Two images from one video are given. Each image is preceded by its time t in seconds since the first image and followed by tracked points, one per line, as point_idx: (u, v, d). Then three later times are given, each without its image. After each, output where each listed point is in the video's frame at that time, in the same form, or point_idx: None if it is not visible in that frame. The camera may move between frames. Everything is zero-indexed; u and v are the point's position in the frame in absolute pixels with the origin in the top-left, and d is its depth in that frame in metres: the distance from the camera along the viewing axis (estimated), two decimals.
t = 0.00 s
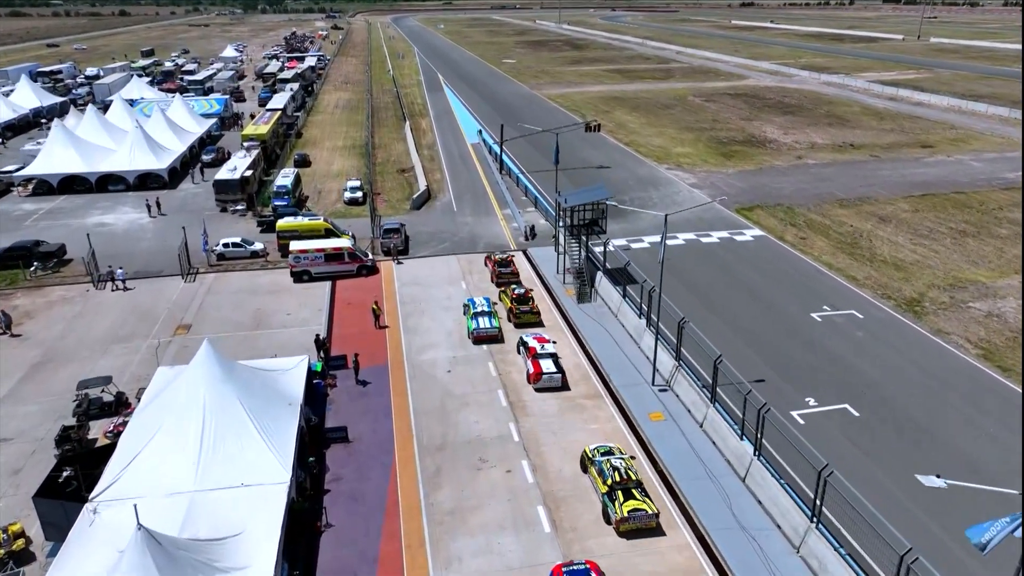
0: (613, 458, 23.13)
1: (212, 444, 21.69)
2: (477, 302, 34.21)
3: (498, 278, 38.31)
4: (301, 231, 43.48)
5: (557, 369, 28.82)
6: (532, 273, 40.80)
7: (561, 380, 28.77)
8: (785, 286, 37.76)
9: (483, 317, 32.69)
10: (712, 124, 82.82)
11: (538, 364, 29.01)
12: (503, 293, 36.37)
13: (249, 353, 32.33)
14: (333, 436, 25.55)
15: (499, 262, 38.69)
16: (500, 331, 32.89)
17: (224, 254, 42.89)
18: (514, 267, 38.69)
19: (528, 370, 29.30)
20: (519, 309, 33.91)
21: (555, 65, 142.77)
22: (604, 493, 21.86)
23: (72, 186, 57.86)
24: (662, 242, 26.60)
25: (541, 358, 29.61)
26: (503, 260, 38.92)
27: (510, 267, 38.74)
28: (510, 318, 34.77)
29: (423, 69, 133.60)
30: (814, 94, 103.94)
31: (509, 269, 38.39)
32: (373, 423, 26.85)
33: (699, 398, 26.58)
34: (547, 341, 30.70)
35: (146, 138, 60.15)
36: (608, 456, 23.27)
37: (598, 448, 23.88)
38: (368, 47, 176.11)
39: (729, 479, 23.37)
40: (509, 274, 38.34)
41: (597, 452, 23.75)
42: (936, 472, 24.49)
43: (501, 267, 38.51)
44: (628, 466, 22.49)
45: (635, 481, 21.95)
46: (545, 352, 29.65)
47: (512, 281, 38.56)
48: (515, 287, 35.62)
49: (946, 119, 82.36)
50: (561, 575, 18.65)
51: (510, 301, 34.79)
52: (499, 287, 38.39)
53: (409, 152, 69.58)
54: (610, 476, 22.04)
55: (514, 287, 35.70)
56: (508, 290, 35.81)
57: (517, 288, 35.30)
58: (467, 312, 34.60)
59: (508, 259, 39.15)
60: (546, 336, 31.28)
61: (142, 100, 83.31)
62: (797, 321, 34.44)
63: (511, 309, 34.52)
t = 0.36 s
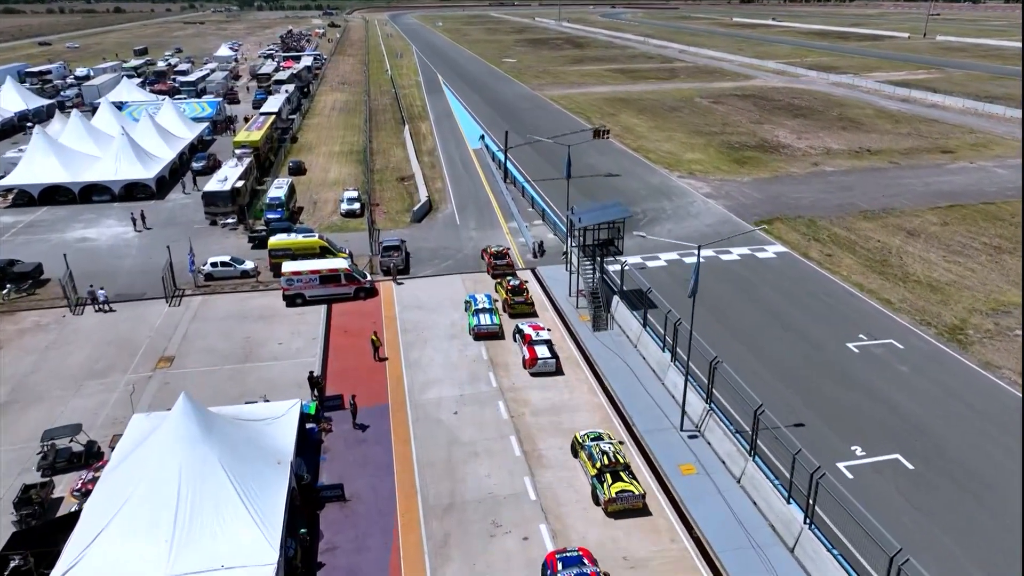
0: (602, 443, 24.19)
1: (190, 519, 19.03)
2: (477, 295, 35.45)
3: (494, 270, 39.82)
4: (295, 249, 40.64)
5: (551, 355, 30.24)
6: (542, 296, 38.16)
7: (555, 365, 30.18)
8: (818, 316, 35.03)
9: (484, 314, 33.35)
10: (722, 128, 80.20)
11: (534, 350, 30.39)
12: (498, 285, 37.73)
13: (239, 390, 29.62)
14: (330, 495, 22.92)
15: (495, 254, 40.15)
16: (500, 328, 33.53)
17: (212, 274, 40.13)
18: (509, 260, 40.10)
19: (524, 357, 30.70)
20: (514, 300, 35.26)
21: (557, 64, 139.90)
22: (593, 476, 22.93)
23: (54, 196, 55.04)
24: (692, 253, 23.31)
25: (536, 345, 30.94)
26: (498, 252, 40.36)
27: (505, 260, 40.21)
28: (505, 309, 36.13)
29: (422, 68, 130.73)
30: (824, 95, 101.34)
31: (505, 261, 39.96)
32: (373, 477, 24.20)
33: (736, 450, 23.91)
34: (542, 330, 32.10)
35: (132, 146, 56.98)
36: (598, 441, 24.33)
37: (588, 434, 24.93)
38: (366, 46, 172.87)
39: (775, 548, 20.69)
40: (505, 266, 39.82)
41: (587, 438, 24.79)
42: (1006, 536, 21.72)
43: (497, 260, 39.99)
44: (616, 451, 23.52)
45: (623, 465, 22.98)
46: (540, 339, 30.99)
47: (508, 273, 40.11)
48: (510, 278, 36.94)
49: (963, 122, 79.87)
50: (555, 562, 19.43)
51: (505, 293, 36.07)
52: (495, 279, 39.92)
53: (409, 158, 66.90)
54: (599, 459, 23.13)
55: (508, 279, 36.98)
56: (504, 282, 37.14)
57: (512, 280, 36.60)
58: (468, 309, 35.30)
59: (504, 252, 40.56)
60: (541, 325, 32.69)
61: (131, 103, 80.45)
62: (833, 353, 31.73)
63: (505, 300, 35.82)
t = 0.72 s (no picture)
0: (591, 429, 25.16)
1: None
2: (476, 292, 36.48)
3: (491, 262, 41.34)
4: (289, 270, 37.91)
5: (546, 344, 31.42)
6: (554, 322, 35.50)
7: (550, 354, 31.38)
8: (853, 346, 32.36)
9: (485, 311, 34.00)
10: (733, 132, 77.42)
11: (530, 340, 31.54)
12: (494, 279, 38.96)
13: (223, 435, 26.93)
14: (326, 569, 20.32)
15: (491, 247, 41.68)
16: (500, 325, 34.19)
17: (200, 297, 37.55)
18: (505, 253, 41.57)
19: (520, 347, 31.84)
20: (508, 291, 36.53)
21: (559, 64, 136.99)
22: (582, 459, 23.96)
23: (36, 208, 52.36)
24: (733, 295, 20.44)
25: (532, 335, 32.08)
26: (494, 245, 41.94)
27: (501, 252, 41.69)
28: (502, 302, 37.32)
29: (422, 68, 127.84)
30: (836, 97, 98.48)
31: (501, 254, 41.32)
32: (372, 543, 21.53)
33: (780, 514, 21.22)
34: (537, 321, 33.24)
35: (119, 154, 54.13)
36: (587, 428, 25.28)
37: (578, 421, 25.88)
38: (364, 45, 169.76)
39: None
40: (501, 258, 41.28)
41: (577, 424, 25.74)
42: None
43: (493, 252, 41.54)
44: (604, 435, 24.51)
45: (610, 449, 24.04)
46: (536, 330, 32.11)
47: (504, 265, 41.57)
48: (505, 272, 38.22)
49: (984, 125, 77.06)
50: (550, 549, 20.07)
51: (500, 285, 37.25)
52: (491, 271, 41.39)
53: (409, 166, 64.17)
54: (588, 443, 24.08)
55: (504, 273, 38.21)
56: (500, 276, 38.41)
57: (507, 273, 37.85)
58: (469, 305, 36.07)
59: (500, 245, 42.11)
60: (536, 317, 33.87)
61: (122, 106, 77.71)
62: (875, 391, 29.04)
63: (501, 293, 36.99)
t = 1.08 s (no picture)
0: (578, 413, 26.42)
1: None
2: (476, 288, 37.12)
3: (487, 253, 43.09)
4: (282, 295, 35.22)
5: (543, 340, 32.19)
6: (568, 354, 32.83)
7: (548, 349, 32.19)
8: (896, 386, 29.66)
9: (483, 308, 34.75)
10: (746, 137, 74.72)
11: (527, 336, 32.33)
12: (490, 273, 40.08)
13: (206, 490, 24.23)
14: None
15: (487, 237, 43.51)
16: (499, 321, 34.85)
17: (186, 324, 34.93)
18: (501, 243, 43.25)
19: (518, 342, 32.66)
20: (504, 286, 37.55)
21: (563, 64, 134.13)
22: (570, 442, 25.18)
23: (18, 221, 49.72)
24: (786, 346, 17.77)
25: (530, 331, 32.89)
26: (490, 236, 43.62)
27: (498, 243, 43.35)
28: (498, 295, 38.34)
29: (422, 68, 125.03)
30: (849, 99, 95.82)
31: (496, 244, 43.07)
32: None
33: None
34: (535, 316, 34.09)
35: (105, 164, 51.34)
36: (574, 413, 26.52)
37: (565, 407, 27.11)
38: (364, 44, 166.78)
39: None
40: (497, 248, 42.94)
41: (565, 410, 27.00)
42: None
43: (489, 242, 43.39)
44: (591, 421, 25.78)
45: (597, 433, 25.26)
46: (534, 326, 32.91)
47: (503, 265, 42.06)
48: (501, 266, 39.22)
49: (1006, 129, 74.43)
50: (545, 535, 20.75)
51: (496, 279, 38.31)
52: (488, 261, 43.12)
53: (411, 174, 61.45)
54: (575, 428, 25.31)
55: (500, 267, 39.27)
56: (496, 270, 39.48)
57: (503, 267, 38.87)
58: (469, 303, 36.73)
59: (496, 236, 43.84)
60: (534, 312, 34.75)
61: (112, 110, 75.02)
62: (927, 441, 26.28)
63: (497, 287, 38.04)
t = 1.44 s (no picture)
0: (568, 406, 27.32)
1: None
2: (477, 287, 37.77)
3: (482, 241, 44.98)
4: (272, 326, 32.52)
5: (541, 337, 32.79)
6: (583, 391, 30.01)
7: (545, 346, 32.80)
8: (946, 434, 27.10)
9: (483, 306, 35.38)
10: (758, 143, 72.02)
11: (525, 333, 32.99)
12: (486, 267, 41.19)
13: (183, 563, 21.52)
14: None
15: (482, 227, 45.34)
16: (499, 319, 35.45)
17: (169, 358, 32.28)
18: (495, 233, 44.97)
19: (516, 339, 33.39)
20: (499, 280, 38.48)
21: (566, 64, 131.23)
22: (560, 433, 26.07)
23: None
24: (856, 417, 15.27)
25: (528, 327, 33.54)
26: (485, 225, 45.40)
27: (493, 232, 45.10)
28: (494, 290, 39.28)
29: (423, 69, 122.24)
30: (862, 101, 93.05)
31: (491, 233, 44.83)
32: None
33: None
34: (533, 312, 34.76)
35: (89, 176, 48.65)
36: (565, 405, 27.41)
37: (557, 400, 28.01)
38: (363, 44, 163.69)
39: None
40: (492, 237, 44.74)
41: (555, 402, 27.92)
42: None
43: (484, 231, 45.25)
44: (581, 412, 26.70)
45: (586, 423, 26.19)
46: (532, 322, 33.54)
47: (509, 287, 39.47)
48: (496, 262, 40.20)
49: None
50: (542, 525, 21.40)
51: (492, 273, 39.37)
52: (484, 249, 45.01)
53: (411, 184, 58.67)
54: (565, 419, 26.23)
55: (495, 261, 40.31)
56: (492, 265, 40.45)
57: (498, 262, 39.91)
58: (469, 301, 37.36)
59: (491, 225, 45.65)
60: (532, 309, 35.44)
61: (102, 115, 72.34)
62: (988, 502, 23.64)
63: (493, 280, 39.13)
